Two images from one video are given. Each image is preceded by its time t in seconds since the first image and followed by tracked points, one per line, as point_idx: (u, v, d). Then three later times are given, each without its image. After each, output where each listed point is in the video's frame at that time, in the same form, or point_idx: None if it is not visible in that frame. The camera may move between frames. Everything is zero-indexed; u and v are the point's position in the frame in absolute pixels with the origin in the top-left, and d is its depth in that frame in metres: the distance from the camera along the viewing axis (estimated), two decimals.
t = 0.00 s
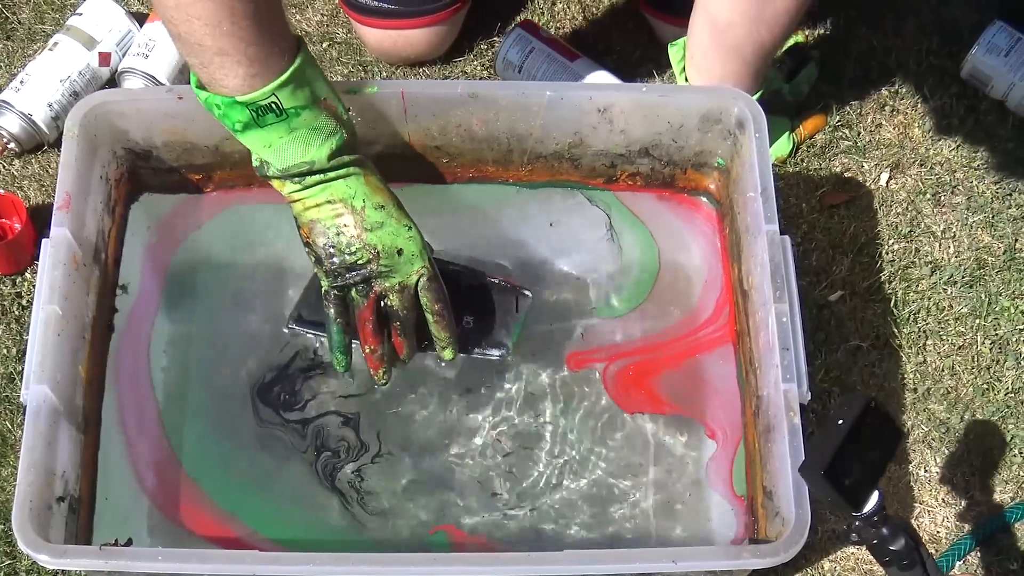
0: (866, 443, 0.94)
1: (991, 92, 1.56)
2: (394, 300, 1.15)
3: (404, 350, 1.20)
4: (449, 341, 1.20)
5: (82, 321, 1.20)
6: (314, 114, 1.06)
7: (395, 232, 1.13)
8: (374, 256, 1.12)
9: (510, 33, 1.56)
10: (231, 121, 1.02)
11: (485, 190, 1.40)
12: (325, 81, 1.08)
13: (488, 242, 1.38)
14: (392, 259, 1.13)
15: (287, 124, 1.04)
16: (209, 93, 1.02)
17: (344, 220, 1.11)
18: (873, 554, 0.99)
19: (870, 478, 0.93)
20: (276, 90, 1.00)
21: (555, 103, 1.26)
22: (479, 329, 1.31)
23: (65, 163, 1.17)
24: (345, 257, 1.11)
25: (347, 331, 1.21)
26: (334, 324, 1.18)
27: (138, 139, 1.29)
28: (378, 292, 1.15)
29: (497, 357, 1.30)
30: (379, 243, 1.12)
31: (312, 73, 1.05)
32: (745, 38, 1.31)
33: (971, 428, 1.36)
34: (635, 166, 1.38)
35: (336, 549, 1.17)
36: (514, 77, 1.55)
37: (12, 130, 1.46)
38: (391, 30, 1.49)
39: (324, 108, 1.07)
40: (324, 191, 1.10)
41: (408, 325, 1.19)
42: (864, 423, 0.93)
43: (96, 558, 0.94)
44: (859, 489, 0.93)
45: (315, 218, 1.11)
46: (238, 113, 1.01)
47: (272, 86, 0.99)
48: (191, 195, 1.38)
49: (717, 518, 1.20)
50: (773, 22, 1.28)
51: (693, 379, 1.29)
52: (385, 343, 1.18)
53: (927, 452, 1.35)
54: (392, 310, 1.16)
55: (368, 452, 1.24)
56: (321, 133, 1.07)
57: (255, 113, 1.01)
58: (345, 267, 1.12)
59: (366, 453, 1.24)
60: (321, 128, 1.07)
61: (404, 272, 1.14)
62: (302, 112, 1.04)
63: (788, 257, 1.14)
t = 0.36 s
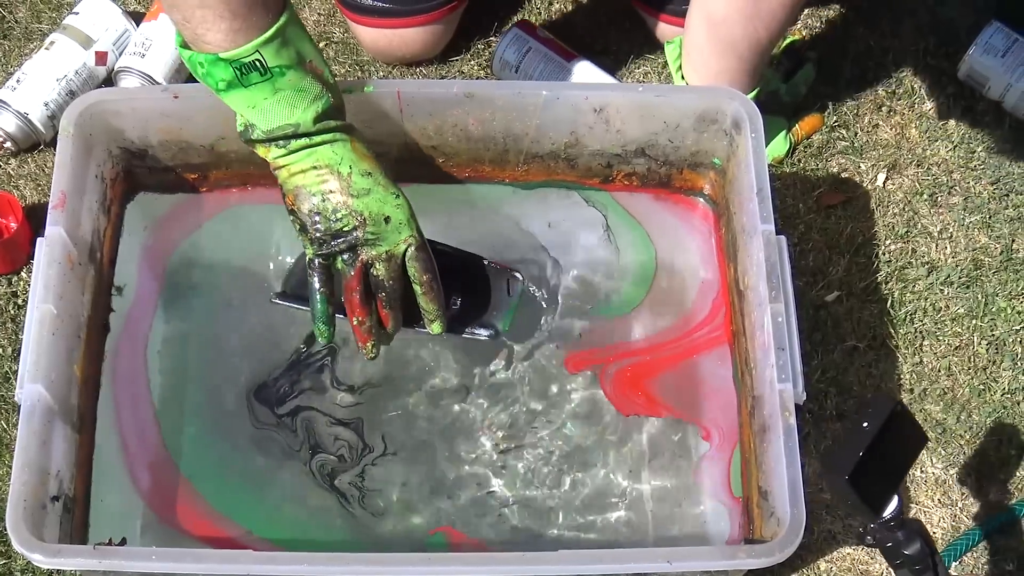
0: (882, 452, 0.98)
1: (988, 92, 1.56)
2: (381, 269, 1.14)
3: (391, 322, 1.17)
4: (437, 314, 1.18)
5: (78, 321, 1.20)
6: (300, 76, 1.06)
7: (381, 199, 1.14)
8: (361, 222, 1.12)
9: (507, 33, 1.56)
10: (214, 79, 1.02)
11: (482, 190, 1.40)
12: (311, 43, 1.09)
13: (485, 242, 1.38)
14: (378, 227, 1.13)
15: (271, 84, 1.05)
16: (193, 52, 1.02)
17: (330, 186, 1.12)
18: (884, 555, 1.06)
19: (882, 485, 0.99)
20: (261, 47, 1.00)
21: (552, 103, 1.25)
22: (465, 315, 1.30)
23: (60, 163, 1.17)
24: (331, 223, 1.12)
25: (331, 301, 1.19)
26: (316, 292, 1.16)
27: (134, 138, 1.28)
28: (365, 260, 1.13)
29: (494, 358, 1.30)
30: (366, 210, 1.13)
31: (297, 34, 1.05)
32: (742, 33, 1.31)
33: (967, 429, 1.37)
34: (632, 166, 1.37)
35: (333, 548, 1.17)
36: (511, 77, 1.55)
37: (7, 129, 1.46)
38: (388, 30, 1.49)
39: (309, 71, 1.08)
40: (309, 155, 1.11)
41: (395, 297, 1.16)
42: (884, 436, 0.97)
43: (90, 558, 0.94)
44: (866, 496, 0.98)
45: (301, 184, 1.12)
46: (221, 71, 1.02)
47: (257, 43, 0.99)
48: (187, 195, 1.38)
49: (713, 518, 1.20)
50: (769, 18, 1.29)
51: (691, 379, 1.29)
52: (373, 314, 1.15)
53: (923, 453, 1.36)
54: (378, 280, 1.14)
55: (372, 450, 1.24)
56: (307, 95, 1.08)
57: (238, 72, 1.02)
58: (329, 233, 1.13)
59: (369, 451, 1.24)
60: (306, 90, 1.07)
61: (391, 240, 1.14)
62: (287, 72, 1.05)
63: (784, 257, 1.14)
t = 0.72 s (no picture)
0: (913, 468, 1.03)
1: (987, 93, 1.56)
2: (374, 233, 1.11)
3: (382, 296, 1.12)
4: (431, 285, 1.14)
5: (77, 319, 1.20)
6: (294, 33, 1.06)
7: (375, 162, 1.11)
8: (352, 183, 1.10)
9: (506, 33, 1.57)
10: (206, 30, 1.04)
11: (481, 190, 1.40)
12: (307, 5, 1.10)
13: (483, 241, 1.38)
14: (371, 190, 1.11)
15: (264, 38, 1.04)
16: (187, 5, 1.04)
17: (322, 146, 1.09)
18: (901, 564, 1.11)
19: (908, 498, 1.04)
20: None
21: (550, 103, 1.26)
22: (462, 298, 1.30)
23: (59, 162, 1.17)
24: (322, 184, 1.10)
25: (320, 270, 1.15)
26: (305, 257, 1.12)
27: (133, 138, 1.28)
28: (357, 225, 1.10)
29: (492, 357, 1.30)
30: (358, 171, 1.10)
31: None
32: (745, 25, 1.33)
33: (964, 430, 1.37)
34: (630, 166, 1.38)
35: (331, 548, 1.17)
36: (511, 77, 1.55)
37: (7, 128, 1.46)
38: (387, 28, 1.49)
39: (304, 29, 1.08)
40: (302, 116, 1.09)
41: (388, 264, 1.12)
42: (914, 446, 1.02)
43: (88, 556, 0.94)
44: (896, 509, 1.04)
45: (293, 145, 1.10)
46: (214, 21, 1.02)
47: None
48: (187, 194, 1.38)
49: (712, 518, 1.20)
50: (772, 13, 1.32)
51: (690, 380, 1.29)
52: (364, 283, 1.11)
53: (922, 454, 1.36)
54: (371, 247, 1.11)
55: (382, 457, 1.24)
56: (300, 53, 1.07)
57: (231, 22, 1.03)
58: (319, 197, 1.10)
59: (378, 457, 1.24)
60: (300, 47, 1.07)
61: (384, 205, 1.11)
62: (281, 26, 1.05)
63: (783, 258, 1.15)
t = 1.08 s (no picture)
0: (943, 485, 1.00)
1: (986, 97, 1.56)
2: (358, 207, 1.08)
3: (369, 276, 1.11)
4: (414, 266, 1.09)
5: (78, 324, 1.20)
6: None
7: (364, 134, 1.10)
8: (337, 154, 1.08)
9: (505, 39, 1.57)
10: None
11: (482, 194, 1.41)
12: None
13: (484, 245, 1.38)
14: (356, 162, 1.09)
15: None
16: None
17: (312, 114, 1.08)
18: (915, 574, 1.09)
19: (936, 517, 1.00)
20: None
21: (550, 107, 1.26)
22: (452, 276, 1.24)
23: (61, 167, 1.18)
24: (308, 154, 1.09)
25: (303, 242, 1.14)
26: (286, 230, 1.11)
27: (135, 142, 1.29)
28: (340, 199, 1.08)
29: (493, 361, 1.31)
30: (345, 142, 1.09)
31: None
32: (749, 24, 1.34)
33: (963, 433, 1.38)
34: (630, 170, 1.38)
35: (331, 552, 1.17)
36: (511, 82, 1.56)
37: (9, 133, 1.46)
38: (388, 32, 1.50)
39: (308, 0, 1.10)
40: (297, 83, 1.08)
41: (372, 241, 1.09)
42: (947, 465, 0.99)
43: (90, 560, 0.95)
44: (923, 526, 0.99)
45: (286, 113, 1.09)
46: None
47: None
48: (188, 199, 1.38)
49: (712, 522, 1.20)
50: (775, 12, 1.33)
51: (690, 384, 1.29)
52: (351, 257, 1.12)
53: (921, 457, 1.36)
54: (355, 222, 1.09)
55: (386, 466, 1.24)
56: (298, 16, 1.08)
57: None
58: (305, 167, 1.09)
59: (381, 466, 1.24)
60: (298, 12, 1.08)
61: (370, 179, 1.09)
62: None
63: (782, 261, 1.16)
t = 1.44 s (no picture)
0: (968, 499, 0.98)
1: (983, 99, 1.56)
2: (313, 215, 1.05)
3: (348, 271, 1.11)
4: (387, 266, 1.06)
5: (77, 329, 1.21)
6: None
7: (303, 137, 1.04)
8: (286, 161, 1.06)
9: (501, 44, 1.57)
10: None
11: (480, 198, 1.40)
12: None
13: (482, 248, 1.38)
14: (298, 169, 1.05)
15: None
16: None
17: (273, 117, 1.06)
18: None
19: (958, 531, 0.97)
20: None
21: (547, 111, 1.26)
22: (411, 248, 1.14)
23: (59, 172, 1.18)
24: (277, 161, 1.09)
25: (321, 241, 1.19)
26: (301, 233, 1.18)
27: (132, 148, 1.29)
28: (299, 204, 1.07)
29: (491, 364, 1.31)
30: (289, 148, 1.05)
31: None
32: (743, 34, 1.33)
33: (961, 434, 1.38)
34: (628, 173, 1.38)
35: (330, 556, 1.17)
36: (509, 85, 1.56)
37: (8, 140, 1.47)
38: (385, 36, 1.50)
39: None
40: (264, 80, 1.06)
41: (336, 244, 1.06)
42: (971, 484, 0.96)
43: (89, 565, 0.95)
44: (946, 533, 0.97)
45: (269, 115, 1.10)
46: None
47: None
48: (186, 204, 1.38)
49: (712, 524, 1.20)
50: (773, 18, 1.31)
51: (690, 387, 1.29)
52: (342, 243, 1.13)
53: (920, 459, 1.37)
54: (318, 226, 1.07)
55: (395, 480, 1.23)
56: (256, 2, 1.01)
57: None
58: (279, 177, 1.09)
59: (390, 478, 1.23)
60: None
61: (314, 185, 1.05)
62: None
63: (779, 264, 1.16)
